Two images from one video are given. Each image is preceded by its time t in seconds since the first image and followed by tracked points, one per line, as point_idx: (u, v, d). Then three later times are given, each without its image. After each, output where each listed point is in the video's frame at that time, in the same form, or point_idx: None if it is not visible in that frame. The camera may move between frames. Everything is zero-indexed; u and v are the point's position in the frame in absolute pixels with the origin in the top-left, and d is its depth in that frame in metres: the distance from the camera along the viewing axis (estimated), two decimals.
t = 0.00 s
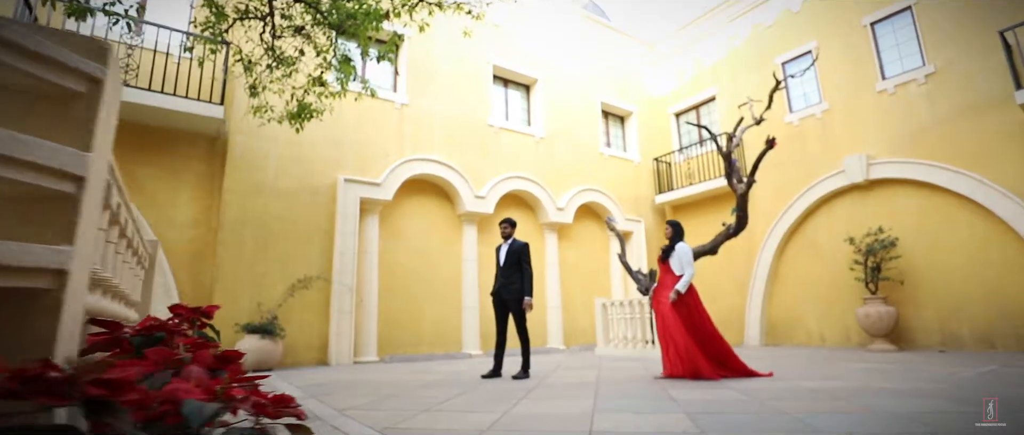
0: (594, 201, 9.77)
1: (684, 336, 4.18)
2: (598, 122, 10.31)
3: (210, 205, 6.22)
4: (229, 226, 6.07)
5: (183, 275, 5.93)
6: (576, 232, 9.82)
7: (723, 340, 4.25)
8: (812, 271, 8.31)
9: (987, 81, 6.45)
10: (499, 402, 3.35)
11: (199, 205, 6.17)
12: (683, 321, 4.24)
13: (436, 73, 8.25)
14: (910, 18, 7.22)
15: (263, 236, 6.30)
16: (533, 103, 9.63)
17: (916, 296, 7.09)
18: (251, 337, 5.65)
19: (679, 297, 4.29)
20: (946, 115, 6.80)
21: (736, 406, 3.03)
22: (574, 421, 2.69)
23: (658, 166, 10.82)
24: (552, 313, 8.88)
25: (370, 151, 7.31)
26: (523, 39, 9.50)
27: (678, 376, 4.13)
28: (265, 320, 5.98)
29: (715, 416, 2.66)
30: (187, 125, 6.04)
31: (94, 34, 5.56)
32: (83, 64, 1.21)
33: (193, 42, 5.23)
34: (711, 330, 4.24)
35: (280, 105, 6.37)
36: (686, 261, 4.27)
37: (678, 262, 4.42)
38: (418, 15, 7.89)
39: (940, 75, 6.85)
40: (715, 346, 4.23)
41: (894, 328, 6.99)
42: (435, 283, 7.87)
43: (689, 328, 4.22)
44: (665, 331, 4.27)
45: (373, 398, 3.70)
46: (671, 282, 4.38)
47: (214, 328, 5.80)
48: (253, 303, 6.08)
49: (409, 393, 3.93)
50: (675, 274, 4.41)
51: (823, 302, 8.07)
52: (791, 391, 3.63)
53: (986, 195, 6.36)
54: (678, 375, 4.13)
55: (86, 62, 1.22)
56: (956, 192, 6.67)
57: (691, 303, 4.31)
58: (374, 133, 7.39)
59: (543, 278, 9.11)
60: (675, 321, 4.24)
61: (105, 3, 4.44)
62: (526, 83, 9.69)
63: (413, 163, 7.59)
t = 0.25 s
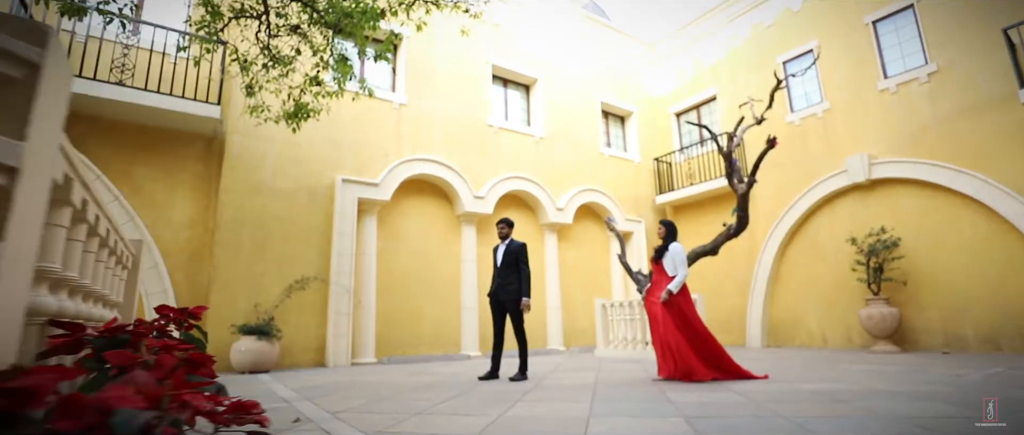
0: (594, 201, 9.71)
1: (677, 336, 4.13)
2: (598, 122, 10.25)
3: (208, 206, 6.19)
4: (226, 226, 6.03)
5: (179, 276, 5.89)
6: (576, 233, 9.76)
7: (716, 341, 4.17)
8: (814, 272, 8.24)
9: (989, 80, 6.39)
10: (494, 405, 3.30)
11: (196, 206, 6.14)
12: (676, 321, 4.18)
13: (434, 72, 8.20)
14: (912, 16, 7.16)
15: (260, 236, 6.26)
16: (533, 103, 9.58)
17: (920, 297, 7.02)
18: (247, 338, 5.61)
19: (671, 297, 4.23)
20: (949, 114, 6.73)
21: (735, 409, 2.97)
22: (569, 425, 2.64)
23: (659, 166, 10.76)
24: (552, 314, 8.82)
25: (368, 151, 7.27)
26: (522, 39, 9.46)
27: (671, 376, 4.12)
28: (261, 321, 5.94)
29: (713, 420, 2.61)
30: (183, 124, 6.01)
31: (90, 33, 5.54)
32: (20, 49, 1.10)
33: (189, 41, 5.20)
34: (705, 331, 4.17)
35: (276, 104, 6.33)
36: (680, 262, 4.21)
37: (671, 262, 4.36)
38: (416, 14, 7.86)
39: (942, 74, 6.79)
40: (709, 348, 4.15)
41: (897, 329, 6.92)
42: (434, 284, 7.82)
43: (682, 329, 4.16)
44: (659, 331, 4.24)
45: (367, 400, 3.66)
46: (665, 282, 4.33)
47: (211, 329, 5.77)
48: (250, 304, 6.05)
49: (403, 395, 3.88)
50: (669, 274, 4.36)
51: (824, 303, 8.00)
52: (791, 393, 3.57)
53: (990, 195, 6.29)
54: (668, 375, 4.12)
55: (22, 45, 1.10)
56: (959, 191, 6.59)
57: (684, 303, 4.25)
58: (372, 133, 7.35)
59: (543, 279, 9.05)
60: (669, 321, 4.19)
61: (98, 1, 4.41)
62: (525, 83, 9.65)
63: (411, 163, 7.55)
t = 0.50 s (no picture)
0: (595, 202, 9.67)
1: (671, 337, 4.07)
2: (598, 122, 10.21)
3: (206, 207, 6.16)
4: (223, 227, 6.01)
5: (176, 277, 5.87)
6: (576, 233, 9.72)
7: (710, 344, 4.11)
8: (816, 273, 8.18)
9: (992, 78, 6.34)
10: (490, 407, 3.25)
11: (193, 206, 6.11)
12: (671, 322, 4.10)
13: (433, 72, 8.18)
14: (914, 14, 7.12)
15: (258, 237, 6.23)
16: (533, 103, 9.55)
17: (922, 298, 6.96)
18: (244, 340, 5.58)
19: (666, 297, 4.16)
20: (951, 113, 6.67)
21: (735, 411, 2.92)
22: (565, 428, 2.60)
23: (660, 167, 10.70)
24: (552, 314, 8.78)
25: (367, 152, 7.24)
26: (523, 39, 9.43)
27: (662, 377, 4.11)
28: (259, 323, 5.91)
29: (713, 423, 2.56)
30: (180, 125, 5.98)
31: (87, 33, 5.51)
32: None
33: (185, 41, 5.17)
34: (700, 333, 4.10)
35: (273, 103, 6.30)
36: (674, 262, 4.15)
37: (666, 262, 4.31)
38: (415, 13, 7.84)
39: (945, 72, 6.75)
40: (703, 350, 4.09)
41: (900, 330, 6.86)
42: (433, 285, 7.78)
43: (677, 330, 4.09)
44: (653, 331, 4.15)
45: (362, 402, 3.62)
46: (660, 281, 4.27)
47: (208, 331, 5.74)
48: (247, 305, 6.01)
49: (399, 397, 3.84)
50: (664, 274, 4.30)
51: (826, 304, 7.94)
52: (792, 395, 3.53)
53: (994, 196, 6.22)
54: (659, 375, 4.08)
55: None
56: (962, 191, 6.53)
57: (680, 304, 4.15)
58: (371, 133, 7.32)
59: (543, 280, 9.00)
60: (664, 322, 4.10)
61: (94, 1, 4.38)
62: (525, 83, 9.62)
63: (410, 164, 7.51)
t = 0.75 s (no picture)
0: (595, 202, 9.61)
1: (665, 341, 4.00)
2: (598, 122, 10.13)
3: (202, 208, 6.12)
4: (219, 228, 5.97)
5: (172, 279, 5.83)
6: (576, 234, 9.65)
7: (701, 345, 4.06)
8: (817, 273, 8.10)
9: (996, 76, 6.26)
10: (484, 410, 3.20)
11: (189, 207, 6.06)
12: (663, 325, 4.04)
13: (432, 72, 8.13)
14: (917, 12, 7.04)
15: (254, 238, 6.19)
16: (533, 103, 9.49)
17: (926, 299, 6.87)
18: (239, 341, 5.53)
19: (659, 297, 4.09)
20: (955, 111, 6.59)
21: (733, 414, 2.87)
22: (560, 431, 2.54)
23: (661, 167, 10.59)
24: (551, 315, 8.71)
25: (364, 152, 7.19)
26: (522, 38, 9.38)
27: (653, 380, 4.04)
28: (255, 324, 5.87)
29: (710, 427, 2.50)
30: (175, 125, 5.94)
31: (82, 33, 5.49)
32: None
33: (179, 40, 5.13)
34: (693, 339, 4.04)
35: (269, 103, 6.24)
36: (668, 262, 4.09)
37: (660, 263, 4.24)
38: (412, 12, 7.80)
39: (948, 71, 6.67)
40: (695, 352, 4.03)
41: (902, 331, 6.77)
42: (431, 285, 7.73)
43: (669, 333, 4.02)
44: (646, 335, 4.05)
45: (355, 405, 3.57)
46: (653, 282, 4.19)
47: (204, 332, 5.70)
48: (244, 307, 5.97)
49: (394, 400, 3.78)
50: (657, 275, 4.22)
51: (829, 304, 7.86)
52: (793, 398, 3.46)
53: (998, 195, 6.13)
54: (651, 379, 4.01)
55: None
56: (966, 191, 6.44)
57: (671, 304, 4.12)
58: (369, 133, 7.28)
59: (543, 281, 8.94)
60: (657, 325, 4.02)
61: None
62: (525, 83, 9.56)
63: (408, 164, 7.46)
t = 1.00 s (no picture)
0: (595, 202, 9.56)
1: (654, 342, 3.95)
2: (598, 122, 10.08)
3: (200, 208, 6.09)
4: (217, 228, 5.94)
5: (169, 278, 5.80)
6: (576, 234, 9.60)
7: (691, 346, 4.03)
8: (820, 274, 8.03)
9: (1001, 74, 6.19)
10: (479, 413, 3.16)
11: (185, 207, 6.03)
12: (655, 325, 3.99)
13: (431, 72, 8.09)
14: (920, 10, 6.97)
15: (251, 238, 6.16)
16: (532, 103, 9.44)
17: (929, 300, 6.80)
18: (236, 343, 5.50)
19: (654, 298, 4.06)
20: (959, 110, 6.52)
21: (731, 417, 2.82)
22: None
23: (661, 167, 10.47)
24: (551, 316, 8.66)
25: (363, 152, 7.16)
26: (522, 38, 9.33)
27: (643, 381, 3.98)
28: (251, 325, 5.83)
29: (708, 431, 2.45)
30: (172, 124, 5.91)
31: (78, 33, 5.46)
32: None
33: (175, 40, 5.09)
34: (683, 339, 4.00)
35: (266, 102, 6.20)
36: (663, 263, 4.07)
37: (655, 263, 4.21)
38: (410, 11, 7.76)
39: (951, 69, 6.60)
40: (684, 353, 3.99)
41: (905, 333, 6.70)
42: (430, 286, 7.69)
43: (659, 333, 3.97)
44: (637, 334, 4.00)
45: (350, 407, 3.52)
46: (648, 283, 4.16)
47: (202, 332, 5.67)
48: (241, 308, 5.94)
49: (389, 402, 3.74)
50: (652, 275, 4.19)
51: (831, 305, 7.79)
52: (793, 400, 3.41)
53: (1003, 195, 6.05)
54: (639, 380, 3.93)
55: None
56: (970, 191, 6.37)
57: (664, 304, 4.09)
58: (367, 134, 7.25)
59: (543, 282, 8.90)
60: (648, 325, 3.98)
61: None
62: (524, 83, 9.51)
63: (406, 164, 7.42)
